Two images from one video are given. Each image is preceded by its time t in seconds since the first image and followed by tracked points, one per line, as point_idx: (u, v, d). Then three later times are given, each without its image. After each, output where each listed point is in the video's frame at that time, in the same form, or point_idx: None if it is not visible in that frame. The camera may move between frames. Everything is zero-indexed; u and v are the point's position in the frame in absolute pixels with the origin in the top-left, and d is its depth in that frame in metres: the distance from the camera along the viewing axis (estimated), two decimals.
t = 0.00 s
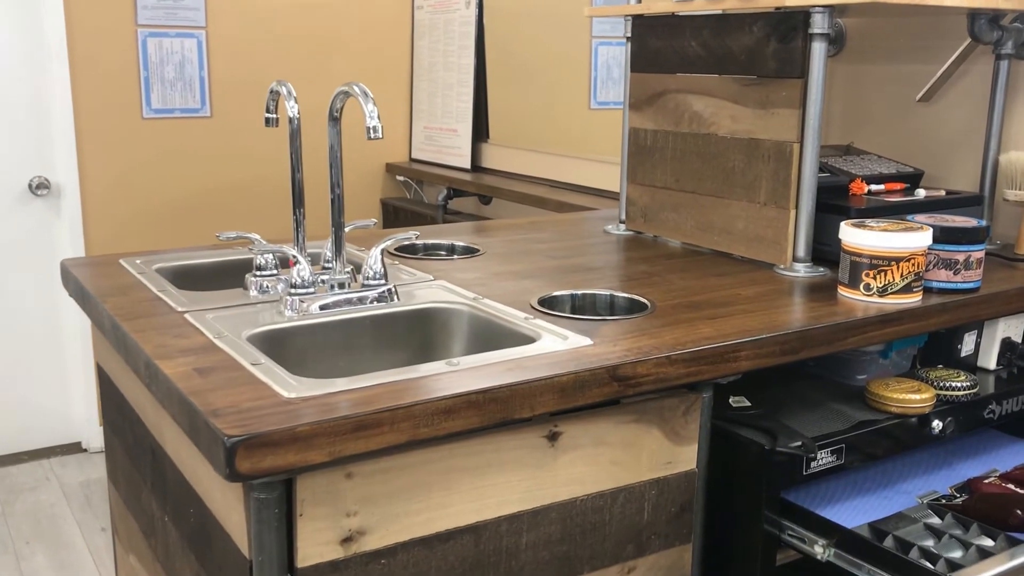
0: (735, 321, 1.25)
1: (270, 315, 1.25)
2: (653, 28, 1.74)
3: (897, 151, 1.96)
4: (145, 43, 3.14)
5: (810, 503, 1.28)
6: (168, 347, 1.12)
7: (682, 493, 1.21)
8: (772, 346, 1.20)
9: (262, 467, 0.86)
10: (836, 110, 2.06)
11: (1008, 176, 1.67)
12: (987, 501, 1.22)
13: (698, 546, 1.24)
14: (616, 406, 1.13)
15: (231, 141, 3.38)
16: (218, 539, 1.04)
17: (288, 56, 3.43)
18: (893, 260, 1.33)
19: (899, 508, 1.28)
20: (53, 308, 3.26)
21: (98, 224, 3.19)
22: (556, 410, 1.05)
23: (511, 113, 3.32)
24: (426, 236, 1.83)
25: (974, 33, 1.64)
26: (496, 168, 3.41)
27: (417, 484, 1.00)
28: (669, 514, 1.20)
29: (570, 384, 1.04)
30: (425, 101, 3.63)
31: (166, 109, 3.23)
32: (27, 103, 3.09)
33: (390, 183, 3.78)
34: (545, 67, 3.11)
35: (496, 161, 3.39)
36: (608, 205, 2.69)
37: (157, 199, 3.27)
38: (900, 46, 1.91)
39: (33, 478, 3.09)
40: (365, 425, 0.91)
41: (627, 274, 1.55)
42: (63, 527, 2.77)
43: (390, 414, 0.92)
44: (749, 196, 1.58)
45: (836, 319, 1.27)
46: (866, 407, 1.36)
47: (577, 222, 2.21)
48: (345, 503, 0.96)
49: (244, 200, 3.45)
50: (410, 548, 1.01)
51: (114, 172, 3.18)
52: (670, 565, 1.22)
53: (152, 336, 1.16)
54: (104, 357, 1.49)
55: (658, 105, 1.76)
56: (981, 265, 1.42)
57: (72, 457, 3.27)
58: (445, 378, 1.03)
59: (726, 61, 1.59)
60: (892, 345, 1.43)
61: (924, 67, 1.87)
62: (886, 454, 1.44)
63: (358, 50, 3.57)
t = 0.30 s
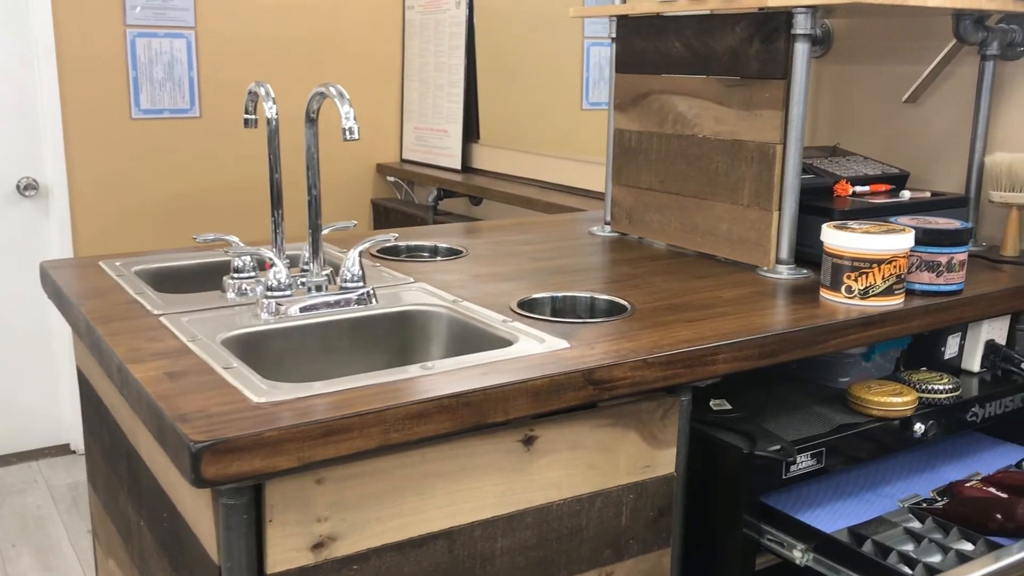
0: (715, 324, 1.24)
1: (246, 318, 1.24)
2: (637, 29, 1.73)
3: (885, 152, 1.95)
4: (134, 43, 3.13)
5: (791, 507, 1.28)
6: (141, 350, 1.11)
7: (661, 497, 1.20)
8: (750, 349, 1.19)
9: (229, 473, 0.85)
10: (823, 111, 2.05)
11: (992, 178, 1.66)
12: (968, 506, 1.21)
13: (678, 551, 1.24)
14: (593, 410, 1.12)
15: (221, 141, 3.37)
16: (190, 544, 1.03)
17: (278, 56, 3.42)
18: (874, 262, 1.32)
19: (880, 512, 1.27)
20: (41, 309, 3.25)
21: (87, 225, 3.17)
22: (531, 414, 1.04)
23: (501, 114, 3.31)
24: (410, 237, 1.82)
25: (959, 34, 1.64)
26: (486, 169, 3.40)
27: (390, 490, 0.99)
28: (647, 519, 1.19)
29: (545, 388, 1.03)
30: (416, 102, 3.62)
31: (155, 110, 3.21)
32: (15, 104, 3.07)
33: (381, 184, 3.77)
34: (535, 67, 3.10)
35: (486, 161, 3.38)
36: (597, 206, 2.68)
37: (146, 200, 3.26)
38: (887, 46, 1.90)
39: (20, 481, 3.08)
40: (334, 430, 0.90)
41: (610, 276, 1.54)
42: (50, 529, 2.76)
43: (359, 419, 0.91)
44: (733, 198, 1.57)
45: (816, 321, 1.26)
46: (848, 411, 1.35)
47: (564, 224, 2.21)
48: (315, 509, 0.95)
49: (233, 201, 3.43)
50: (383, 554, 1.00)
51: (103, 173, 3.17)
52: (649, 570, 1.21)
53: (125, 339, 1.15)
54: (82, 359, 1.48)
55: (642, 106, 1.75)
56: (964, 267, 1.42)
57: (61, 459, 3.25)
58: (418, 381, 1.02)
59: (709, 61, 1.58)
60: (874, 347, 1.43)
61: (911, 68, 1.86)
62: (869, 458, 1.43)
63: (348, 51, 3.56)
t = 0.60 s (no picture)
0: (686, 331, 1.24)
1: (218, 324, 1.24)
2: (616, 35, 1.74)
3: (866, 156, 1.96)
4: (122, 46, 3.13)
5: (763, 512, 1.28)
6: (109, 357, 1.11)
7: (631, 503, 1.20)
8: (720, 356, 1.19)
9: (189, 482, 0.85)
10: (806, 115, 2.06)
11: (970, 182, 1.67)
12: (938, 511, 1.21)
13: (648, 557, 1.24)
14: (561, 417, 1.12)
15: (209, 144, 3.37)
16: (156, 551, 1.03)
17: (266, 59, 3.42)
18: (846, 269, 1.32)
19: (851, 518, 1.27)
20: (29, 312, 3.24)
21: (75, 227, 3.17)
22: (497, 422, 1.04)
23: (489, 117, 3.31)
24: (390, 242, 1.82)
25: (936, 40, 1.64)
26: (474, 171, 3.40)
27: (355, 498, 0.99)
28: (617, 525, 1.19)
29: (511, 395, 1.03)
30: (405, 104, 3.62)
31: (143, 113, 3.21)
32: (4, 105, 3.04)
33: (370, 186, 3.77)
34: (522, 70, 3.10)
35: (474, 164, 3.39)
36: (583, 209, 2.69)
37: (134, 203, 3.26)
38: (867, 50, 1.91)
39: (8, 483, 3.08)
40: (295, 439, 0.90)
41: (586, 282, 1.55)
42: (37, 533, 2.76)
43: (322, 428, 0.91)
44: (710, 203, 1.58)
45: (788, 328, 1.27)
46: (821, 416, 1.35)
47: (548, 228, 2.21)
48: (278, 517, 0.95)
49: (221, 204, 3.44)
50: (348, 561, 1.00)
51: (91, 176, 3.16)
52: None
53: (95, 345, 1.15)
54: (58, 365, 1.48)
55: (622, 111, 1.75)
56: (938, 272, 1.42)
57: (49, 462, 3.25)
58: (384, 389, 1.02)
59: (686, 67, 1.59)
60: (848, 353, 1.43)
61: (890, 73, 1.87)
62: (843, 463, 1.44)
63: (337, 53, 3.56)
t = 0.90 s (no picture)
0: (664, 333, 1.24)
1: (194, 326, 1.23)
2: (600, 36, 1.74)
3: (852, 157, 1.96)
4: (112, 47, 3.13)
5: (742, 514, 1.27)
6: (83, 358, 1.11)
7: (608, 506, 1.20)
8: (697, 358, 1.19)
9: (155, 485, 0.85)
10: (792, 116, 2.06)
11: (954, 184, 1.66)
12: (917, 514, 1.21)
13: (625, 559, 1.24)
14: (537, 419, 1.12)
15: (200, 145, 3.36)
16: (128, 553, 1.03)
17: (258, 59, 3.42)
18: (825, 270, 1.32)
19: (830, 520, 1.27)
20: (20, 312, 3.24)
21: (65, 228, 3.17)
22: (470, 424, 1.04)
23: (481, 118, 3.31)
24: (374, 243, 1.82)
25: (919, 41, 1.64)
26: (465, 172, 3.40)
27: (326, 500, 0.99)
28: (593, 528, 1.19)
29: (484, 398, 1.03)
30: (397, 104, 3.62)
31: (134, 113, 3.21)
32: None
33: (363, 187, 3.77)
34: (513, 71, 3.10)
35: (465, 165, 3.38)
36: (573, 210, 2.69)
37: (125, 203, 3.26)
38: (852, 51, 1.91)
39: None
40: (264, 442, 0.90)
41: (568, 284, 1.54)
42: (26, 533, 2.76)
43: (291, 430, 0.91)
44: (692, 205, 1.58)
45: (766, 329, 1.26)
46: (801, 418, 1.35)
47: (535, 229, 2.21)
48: (248, 519, 0.95)
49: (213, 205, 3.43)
50: (320, 564, 1.00)
51: (81, 177, 3.16)
52: None
53: (69, 347, 1.15)
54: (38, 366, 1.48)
55: (606, 112, 1.75)
56: (920, 274, 1.41)
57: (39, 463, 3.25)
58: (356, 391, 1.02)
59: (669, 68, 1.59)
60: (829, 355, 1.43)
61: (876, 74, 1.86)
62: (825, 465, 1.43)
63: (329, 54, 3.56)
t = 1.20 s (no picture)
0: (645, 339, 1.23)
1: (173, 332, 1.23)
2: (587, 39, 1.73)
3: (842, 161, 1.95)
4: (105, 49, 3.12)
5: (724, 521, 1.27)
6: (59, 365, 1.10)
7: (588, 513, 1.19)
8: (677, 365, 1.18)
9: (125, 495, 0.85)
10: (782, 120, 2.06)
11: (942, 188, 1.66)
12: (900, 522, 1.20)
13: (607, 567, 1.23)
14: (516, 427, 1.11)
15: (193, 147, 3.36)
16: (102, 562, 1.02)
17: (251, 61, 3.41)
18: (809, 276, 1.31)
19: (813, 528, 1.26)
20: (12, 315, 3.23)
21: (58, 230, 3.16)
22: (447, 432, 1.03)
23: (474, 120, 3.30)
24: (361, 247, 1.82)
25: (907, 45, 1.62)
26: (459, 174, 3.39)
27: (300, 508, 0.98)
28: (574, 535, 1.18)
29: (460, 406, 1.02)
30: (391, 106, 3.61)
31: (127, 115, 3.20)
32: None
33: (357, 189, 3.76)
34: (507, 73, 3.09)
35: (459, 167, 3.38)
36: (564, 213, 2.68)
37: (118, 205, 3.25)
38: (841, 55, 1.90)
39: None
40: (235, 451, 0.89)
41: (553, 289, 1.54)
42: (17, 537, 2.75)
43: (263, 439, 0.91)
44: (679, 209, 1.57)
45: (749, 336, 1.26)
46: (785, 425, 1.35)
47: (525, 233, 2.20)
48: (221, 528, 0.94)
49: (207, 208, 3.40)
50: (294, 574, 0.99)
51: (74, 179, 3.15)
52: None
53: (46, 353, 1.14)
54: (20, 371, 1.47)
55: (593, 116, 1.74)
56: (905, 280, 1.40)
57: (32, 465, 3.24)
58: (332, 399, 1.01)
59: (655, 72, 1.58)
60: (814, 361, 1.42)
61: (866, 77, 1.86)
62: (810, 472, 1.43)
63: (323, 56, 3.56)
